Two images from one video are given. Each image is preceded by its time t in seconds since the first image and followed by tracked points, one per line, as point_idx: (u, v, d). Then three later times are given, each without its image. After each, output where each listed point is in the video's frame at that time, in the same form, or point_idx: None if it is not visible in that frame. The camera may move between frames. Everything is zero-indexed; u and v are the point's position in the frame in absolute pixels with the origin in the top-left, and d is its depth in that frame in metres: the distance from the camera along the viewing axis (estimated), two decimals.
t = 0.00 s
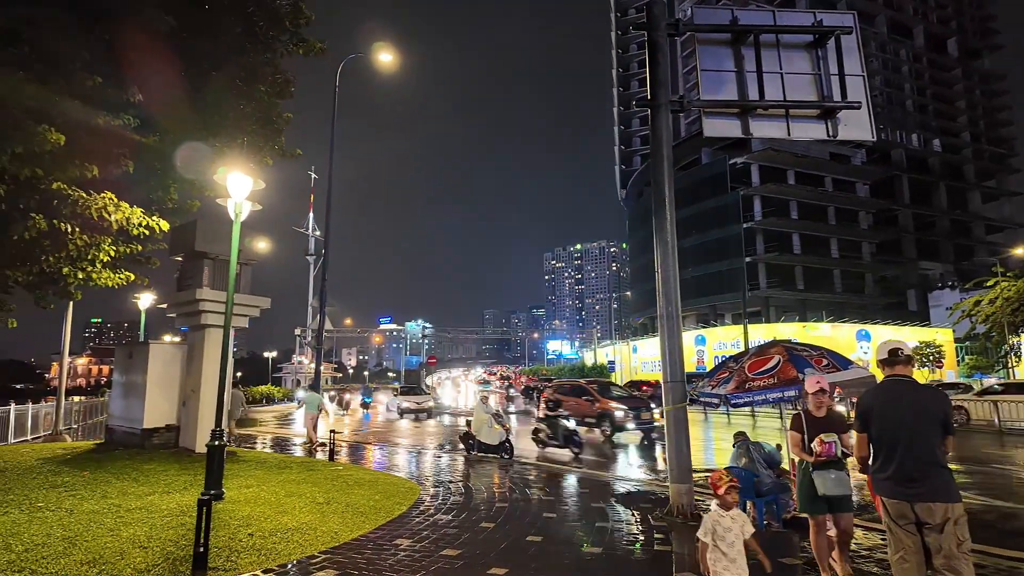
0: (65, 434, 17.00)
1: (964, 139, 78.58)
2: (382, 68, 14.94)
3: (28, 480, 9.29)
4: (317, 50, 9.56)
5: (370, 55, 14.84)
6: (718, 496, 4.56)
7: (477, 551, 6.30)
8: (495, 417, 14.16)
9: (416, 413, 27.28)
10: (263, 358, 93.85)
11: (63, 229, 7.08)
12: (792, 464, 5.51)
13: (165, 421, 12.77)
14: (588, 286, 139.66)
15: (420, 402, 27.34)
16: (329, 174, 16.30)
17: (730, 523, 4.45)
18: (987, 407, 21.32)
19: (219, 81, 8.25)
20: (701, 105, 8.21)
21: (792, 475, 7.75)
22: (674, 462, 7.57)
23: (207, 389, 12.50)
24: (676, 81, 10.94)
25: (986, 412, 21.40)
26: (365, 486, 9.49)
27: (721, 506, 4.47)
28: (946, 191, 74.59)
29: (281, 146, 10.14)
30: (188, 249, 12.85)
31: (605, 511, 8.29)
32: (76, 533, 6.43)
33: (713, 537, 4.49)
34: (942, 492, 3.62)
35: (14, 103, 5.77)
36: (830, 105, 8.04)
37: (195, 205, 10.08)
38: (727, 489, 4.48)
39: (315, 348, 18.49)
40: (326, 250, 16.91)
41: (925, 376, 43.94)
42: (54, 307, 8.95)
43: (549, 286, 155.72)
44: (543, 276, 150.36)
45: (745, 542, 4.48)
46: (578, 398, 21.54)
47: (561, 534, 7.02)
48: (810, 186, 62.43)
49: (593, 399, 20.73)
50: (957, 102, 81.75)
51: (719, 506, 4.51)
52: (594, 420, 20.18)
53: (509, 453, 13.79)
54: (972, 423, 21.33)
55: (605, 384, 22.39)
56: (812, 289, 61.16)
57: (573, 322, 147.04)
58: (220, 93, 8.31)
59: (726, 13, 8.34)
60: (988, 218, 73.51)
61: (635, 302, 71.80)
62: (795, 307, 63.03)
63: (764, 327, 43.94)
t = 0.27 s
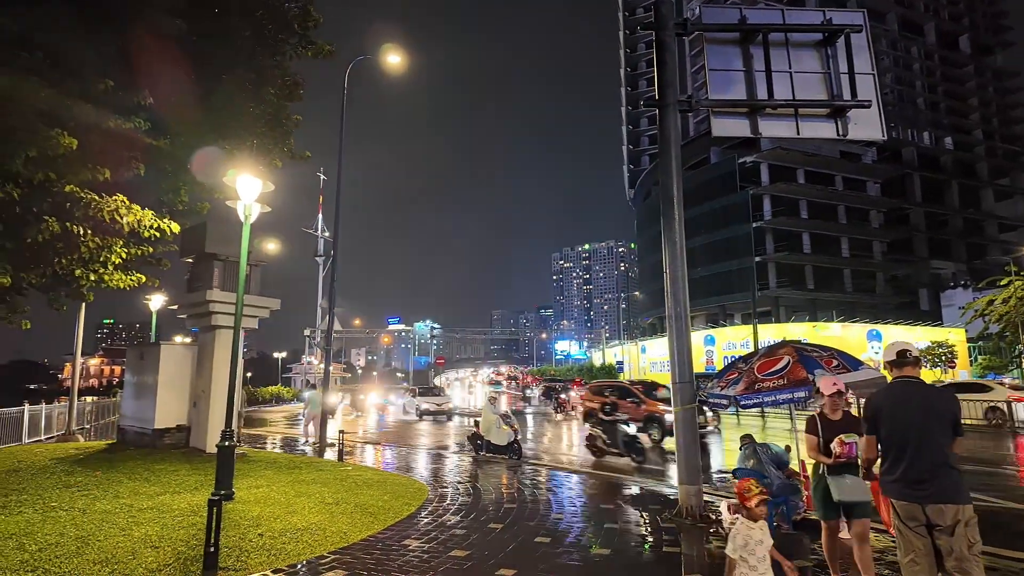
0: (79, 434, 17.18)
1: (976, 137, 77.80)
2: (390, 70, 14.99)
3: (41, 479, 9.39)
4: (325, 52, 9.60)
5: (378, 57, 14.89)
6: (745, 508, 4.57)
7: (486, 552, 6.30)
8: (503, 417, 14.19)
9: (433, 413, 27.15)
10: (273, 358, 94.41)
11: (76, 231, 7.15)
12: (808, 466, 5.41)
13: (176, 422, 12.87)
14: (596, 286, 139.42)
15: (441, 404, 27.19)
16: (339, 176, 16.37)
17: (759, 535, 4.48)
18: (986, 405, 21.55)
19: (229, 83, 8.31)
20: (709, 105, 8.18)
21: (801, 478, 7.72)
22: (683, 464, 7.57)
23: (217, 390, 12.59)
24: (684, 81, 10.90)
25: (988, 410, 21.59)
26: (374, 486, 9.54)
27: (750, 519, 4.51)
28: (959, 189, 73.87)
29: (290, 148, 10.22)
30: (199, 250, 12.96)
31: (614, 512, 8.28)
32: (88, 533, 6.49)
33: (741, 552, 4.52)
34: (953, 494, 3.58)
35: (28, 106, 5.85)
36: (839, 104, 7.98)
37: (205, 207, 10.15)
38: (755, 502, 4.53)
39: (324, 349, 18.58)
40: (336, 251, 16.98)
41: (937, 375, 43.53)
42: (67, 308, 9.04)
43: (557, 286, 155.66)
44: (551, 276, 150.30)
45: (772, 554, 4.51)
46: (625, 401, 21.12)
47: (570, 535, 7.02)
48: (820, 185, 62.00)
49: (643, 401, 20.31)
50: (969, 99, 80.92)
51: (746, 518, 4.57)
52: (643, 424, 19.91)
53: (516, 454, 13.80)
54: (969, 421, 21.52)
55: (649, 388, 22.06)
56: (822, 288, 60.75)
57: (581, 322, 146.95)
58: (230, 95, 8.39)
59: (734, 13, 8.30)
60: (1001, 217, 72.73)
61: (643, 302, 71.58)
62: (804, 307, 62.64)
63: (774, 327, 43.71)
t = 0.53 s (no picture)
0: (86, 435, 17.26)
1: (985, 136, 77.28)
2: (396, 72, 15.02)
3: (51, 480, 9.46)
4: (331, 54, 9.62)
5: (384, 58, 14.93)
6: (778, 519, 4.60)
7: (491, 553, 6.30)
8: (508, 417, 14.17)
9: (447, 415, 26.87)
10: (279, 359, 94.82)
11: (84, 232, 7.20)
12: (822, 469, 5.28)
13: (184, 422, 12.95)
14: (602, 287, 139.22)
15: (459, 406, 27.05)
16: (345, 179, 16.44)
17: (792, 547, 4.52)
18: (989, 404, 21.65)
19: (235, 85, 8.38)
20: (714, 105, 8.15)
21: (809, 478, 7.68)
22: (690, 465, 7.56)
23: (224, 390, 12.63)
24: (689, 82, 10.87)
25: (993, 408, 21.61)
26: (381, 487, 9.59)
27: (783, 533, 4.53)
28: (967, 188, 73.41)
29: (296, 150, 10.28)
30: (206, 253, 13.03)
31: (619, 513, 8.26)
32: (97, 533, 6.54)
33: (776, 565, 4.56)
34: (958, 497, 3.57)
35: (36, 108, 5.90)
36: (845, 104, 7.95)
37: (212, 209, 10.22)
38: (790, 517, 4.51)
39: (330, 350, 18.62)
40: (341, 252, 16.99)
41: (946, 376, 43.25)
42: (76, 309, 9.11)
43: (562, 287, 155.64)
44: (556, 277, 150.43)
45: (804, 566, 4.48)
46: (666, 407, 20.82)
47: (575, 536, 7.01)
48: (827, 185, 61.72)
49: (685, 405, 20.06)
50: (977, 98, 80.39)
51: (780, 530, 4.59)
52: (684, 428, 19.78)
53: (521, 454, 13.79)
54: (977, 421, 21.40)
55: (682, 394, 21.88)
56: (829, 289, 60.47)
57: (587, 322, 146.85)
58: (237, 97, 8.45)
59: (740, 12, 8.25)
60: (1010, 216, 72.21)
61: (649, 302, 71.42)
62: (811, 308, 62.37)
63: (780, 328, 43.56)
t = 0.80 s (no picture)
0: (89, 436, 17.28)
1: (988, 136, 77.05)
2: (398, 73, 15.04)
3: (53, 480, 9.48)
4: (333, 56, 9.63)
5: (386, 59, 14.94)
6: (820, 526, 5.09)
7: (493, 554, 6.30)
8: (510, 418, 14.15)
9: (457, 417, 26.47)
10: (281, 360, 94.84)
11: (87, 233, 7.21)
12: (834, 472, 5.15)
13: (186, 423, 12.98)
14: (604, 288, 139.03)
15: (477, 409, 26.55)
16: (348, 180, 16.48)
17: (830, 557, 4.91)
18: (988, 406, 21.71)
19: (237, 87, 8.41)
20: (717, 105, 8.14)
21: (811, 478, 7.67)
22: (692, 466, 7.54)
23: (226, 391, 12.65)
24: (691, 82, 10.85)
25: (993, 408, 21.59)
26: (382, 487, 9.61)
27: (824, 540, 4.98)
28: (970, 189, 73.21)
29: (298, 151, 10.31)
30: (208, 253, 13.06)
31: (621, 513, 8.27)
32: (100, 533, 6.55)
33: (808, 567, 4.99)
34: (958, 498, 3.56)
35: (40, 110, 5.92)
36: (847, 104, 7.94)
37: (214, 210, 10.23)
38: (835, 526, 5.01)
39: (332, 351, 18.63)
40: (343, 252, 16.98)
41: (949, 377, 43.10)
42: (79, 310, 9.14)
43: (564, 288, 155.50)
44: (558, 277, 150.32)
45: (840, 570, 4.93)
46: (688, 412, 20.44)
47: (577, 537, 7.01)
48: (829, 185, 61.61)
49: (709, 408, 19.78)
50: (981, 98, 80.16)
51: (820, 536, 5.04)
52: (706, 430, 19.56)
53: (524, 455, 13.72)
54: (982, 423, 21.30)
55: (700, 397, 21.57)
56: (832, 289, 60.33)
57: (589, 323, 146.61)
58: (239, 98, 8.48)
59: (741, 12, 8.25)
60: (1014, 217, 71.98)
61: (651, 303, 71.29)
62: (814, 308, 62.23)
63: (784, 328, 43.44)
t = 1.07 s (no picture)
0: (89, 436, 17.29)
1: (989, 136, 77.04)
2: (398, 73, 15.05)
3: (54, 481, 9.50)
4: (333, 57, 9.64)
5: (387, 60, 14.95)
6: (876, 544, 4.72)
7: (493, 554, 6.31)
8: (510, 418, 14.17)
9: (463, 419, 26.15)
10: (282, 361, 94.83)
11: (88, 234, 7.22)
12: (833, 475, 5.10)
13: (186, 423, 12.99)
14: (604, 288, 138.98)
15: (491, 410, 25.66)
16: (348, 181, 16.43)
17: (873, 567, 4.67)
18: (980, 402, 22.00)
19: (237, 88, 8.43)
20: (717, 106, 8.15)
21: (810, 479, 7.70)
22: (692, 466, 7.54)
23: (227, 391, 12.65)
24: (690, 82, 10.85)
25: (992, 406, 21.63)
26: (382, 487, 9.63)
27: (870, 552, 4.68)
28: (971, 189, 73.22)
29: (298, 151, 10.32)
30: (209, 254, 13.07)
31: (620, 514, 8.27)
32: (100, 533, 6.56)
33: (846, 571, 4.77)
34: (955, 498, 3.57)
35: (41, 111, 5.93)
36: (847, 104, 7.94)
37: (214, 210, 10.24)
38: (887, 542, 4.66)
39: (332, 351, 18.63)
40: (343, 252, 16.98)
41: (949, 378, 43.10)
42: (80, 310, 9.15)
43: (564, 288, 155.45)
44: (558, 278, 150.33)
45: None
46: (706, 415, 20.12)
47: (577, 537, 7.02)
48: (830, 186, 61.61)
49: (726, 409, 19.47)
50: (981, 98, 80.16)
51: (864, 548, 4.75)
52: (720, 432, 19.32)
53: (524, 456, 13.69)
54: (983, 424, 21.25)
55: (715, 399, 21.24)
56: (832, 290, 60.29)
57: (589, 324, 146.54)
58: (240, 98, 8.49)
59: (741, 13, 8.26)
60: (1014, 217, 71.97)
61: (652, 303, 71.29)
62: (814, 309, 62.24)
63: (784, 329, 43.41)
